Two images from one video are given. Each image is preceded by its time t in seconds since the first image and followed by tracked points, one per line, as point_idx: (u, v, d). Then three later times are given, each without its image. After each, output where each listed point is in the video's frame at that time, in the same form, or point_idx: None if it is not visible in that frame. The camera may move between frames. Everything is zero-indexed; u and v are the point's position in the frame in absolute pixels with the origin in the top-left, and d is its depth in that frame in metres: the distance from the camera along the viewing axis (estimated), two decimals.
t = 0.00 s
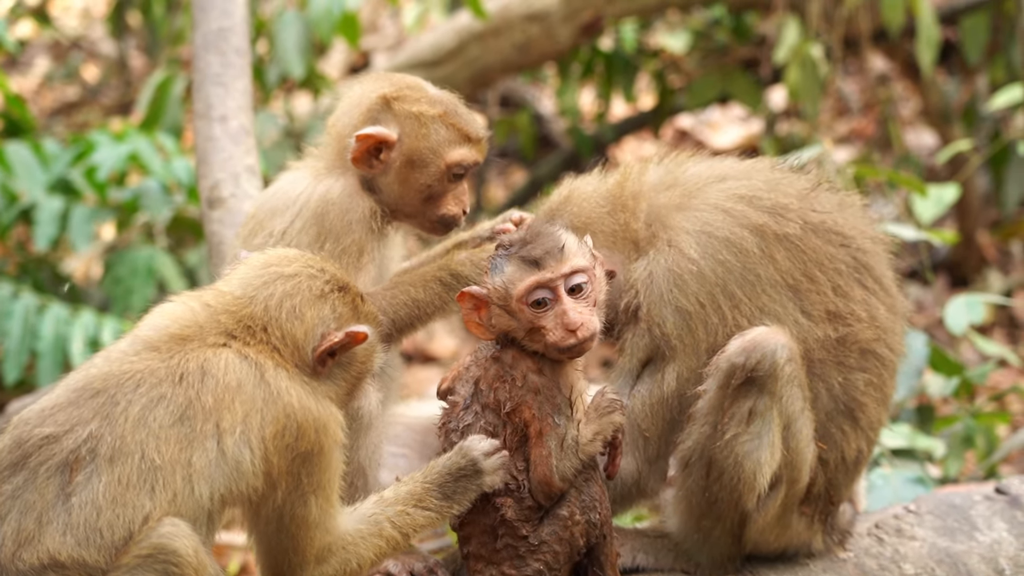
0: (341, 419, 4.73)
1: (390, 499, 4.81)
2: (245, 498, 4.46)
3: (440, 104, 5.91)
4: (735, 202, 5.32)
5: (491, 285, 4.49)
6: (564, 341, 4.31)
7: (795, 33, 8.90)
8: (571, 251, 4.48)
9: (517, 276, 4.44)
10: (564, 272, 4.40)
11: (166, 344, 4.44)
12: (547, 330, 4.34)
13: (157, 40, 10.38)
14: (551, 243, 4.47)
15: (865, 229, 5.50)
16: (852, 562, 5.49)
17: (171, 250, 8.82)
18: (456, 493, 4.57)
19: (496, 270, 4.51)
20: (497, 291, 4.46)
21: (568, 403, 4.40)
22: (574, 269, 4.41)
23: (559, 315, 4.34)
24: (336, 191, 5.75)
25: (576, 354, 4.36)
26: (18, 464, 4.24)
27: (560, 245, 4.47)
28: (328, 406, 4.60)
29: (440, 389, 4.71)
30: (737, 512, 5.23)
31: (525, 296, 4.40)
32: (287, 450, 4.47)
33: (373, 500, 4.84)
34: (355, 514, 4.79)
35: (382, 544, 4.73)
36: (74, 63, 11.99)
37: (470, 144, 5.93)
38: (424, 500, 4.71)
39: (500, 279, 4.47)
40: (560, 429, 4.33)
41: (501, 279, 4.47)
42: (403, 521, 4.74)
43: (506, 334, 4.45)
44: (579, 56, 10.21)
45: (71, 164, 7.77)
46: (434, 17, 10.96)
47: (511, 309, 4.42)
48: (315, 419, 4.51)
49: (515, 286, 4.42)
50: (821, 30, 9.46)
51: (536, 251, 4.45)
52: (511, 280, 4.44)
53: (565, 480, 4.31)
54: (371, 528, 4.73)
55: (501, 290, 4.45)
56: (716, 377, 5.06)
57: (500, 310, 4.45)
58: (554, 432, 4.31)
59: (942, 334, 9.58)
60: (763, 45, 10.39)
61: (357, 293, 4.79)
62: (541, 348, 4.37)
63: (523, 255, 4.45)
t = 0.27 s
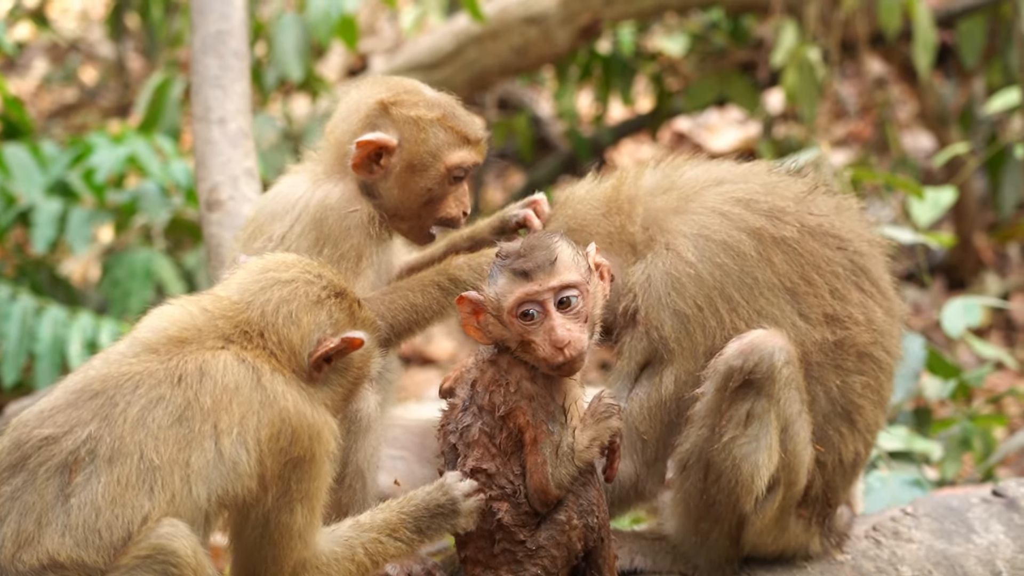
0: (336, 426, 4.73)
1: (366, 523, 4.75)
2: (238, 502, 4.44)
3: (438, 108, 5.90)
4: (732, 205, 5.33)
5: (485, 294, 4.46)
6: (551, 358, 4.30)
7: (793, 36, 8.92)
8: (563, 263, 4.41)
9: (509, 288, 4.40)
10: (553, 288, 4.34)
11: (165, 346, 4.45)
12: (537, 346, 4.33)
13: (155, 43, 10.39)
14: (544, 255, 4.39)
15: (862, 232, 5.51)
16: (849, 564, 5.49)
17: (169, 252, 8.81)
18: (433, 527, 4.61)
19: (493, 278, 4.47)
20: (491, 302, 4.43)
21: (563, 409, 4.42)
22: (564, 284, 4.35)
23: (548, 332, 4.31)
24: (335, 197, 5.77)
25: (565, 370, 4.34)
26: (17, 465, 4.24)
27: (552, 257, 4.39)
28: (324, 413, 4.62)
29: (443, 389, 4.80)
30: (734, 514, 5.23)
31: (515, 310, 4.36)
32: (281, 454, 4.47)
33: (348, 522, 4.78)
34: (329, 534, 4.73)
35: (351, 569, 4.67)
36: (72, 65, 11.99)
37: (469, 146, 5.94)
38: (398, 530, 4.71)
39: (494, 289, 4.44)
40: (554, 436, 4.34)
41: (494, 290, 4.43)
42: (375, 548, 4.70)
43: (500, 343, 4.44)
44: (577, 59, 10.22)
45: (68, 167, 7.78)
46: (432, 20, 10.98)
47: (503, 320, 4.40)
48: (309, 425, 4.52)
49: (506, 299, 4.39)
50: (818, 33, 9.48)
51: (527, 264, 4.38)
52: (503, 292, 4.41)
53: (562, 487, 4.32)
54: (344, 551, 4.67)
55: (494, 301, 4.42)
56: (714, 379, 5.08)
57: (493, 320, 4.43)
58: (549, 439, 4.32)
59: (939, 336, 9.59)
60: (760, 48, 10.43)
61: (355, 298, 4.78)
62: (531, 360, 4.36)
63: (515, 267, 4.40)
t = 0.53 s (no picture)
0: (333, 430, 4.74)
1: (382, 517, 4.76)
2: (238, 507, 4.44)
3: (436, 113, 5.90)
4: (729, 208, 5.32)
5: (488, 296, 4.49)
6: (549, 360, 4.31)
7: (790, 40, 8.93)
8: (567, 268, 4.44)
9: (512, 291, 4.42)
10: (556, 292, 4.36)
11: (165, 352, 4.46)
12: (536, 348, 4.34)
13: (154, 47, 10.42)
14: (548, 260, 4.42)
15: (859, 235, 5.51)
16: (846, 568, 5.49)
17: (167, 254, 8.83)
18: (450, 518, 4.55)
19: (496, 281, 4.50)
20: (493, 304, 4.46)
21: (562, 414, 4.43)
22: (566, 289, 4.37)
23: (547, 335, 4.32)
24: (331, 202, 5.77)
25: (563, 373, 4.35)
26: (17, 468, 4.24)
27: (557, 262, 4.42)
28: (322, 418, 4.62)
29: (445, 388, 4.84)
30: (731, 517, 5.25)
31: (517, 312, 4.38)
32: (279, 459, 4.46)
33: (363, 516, 4.80)
34: (342, 531, 4.76)
35: (365, 565, 4.69)
36: (69, 68, 12.02)
37: (467, 152, 5.94)
38: (415, 522, 4.69)
39: (497, 292, 4.46)
40: (554, 439, 4.34)
41: (497, 292, 4.46)
42: (389, 542, 4.71)
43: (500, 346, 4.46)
44: (574, 63, 10.23)
45: (66, 170, 7.81)
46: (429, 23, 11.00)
47: (504, 322, 4.42)
48: (307, 430, 4.52)
49: (508, 301, 4.41)
50: (816, 37, 9.49)
51: (531, 268, 4.41)
52: (506, 294, 4.43)
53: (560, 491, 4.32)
54: (356, 548, 4.69)
55: (497, 303, 4.45)
56: (711, 383, 5.07)
57: (494, 322, 4.45)
58: (549, 442, 4.33)
59: (936, 339, 9.59)
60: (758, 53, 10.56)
61: (354, 304, 4.76)
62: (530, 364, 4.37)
63: (518, 270, 4.42)
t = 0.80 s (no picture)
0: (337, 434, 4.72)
1: (418, 506, 4.70)
2: (241, 512, 4.49)
3: (435, 115, 5.90)
4: (726, 210, 5.31)
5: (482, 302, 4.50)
6: (541, 370, 4.33)
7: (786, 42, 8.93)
8: (562, 278, 4.47)
9: (506, 299, 4.45)
10: (550, 302, 4.40)
11: (166, 356, 4.47)
12: (528, 357, 4.37)
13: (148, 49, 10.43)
14: (543, 270, 4.45)
15: (856, 238, 5.50)
16: (843, 570, 5.48)
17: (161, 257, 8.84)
18: (487, 504, 4.41)
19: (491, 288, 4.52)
20: (487, 310, 4.47)
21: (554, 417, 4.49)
22: (559, 301, 4.42)
23: (541, 344, 4.36)
24: (328, 201, 5.77)
25: (555, 383, 4.39)
26: (16, 471, 4.26)
27: (552, 272, 4.45)
28: (325, 424, 4.60)
29: (440, 388, 4.79)
30: (728, 520, 5.26)
31: (511, 320, 4.41)
32: (283, 466, 4.48)
33: (400, 505, 4.78)
34: (378, 521, 4.78)
35: (405, 552, 4.71)
36: (63, 71, 12.03)
37: (465, 154, 5.93)
38: (453, 509, 4.52)
39: (491, 299, 4.48)
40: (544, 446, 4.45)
41: (491, 299, 4.48)
42: (428, 529, 4.62)
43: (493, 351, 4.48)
44: (569, 65, 10.22)
45: (60, 173, 7.83)
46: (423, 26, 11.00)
47: (497, 329, 4.44)
48: (310, 435, 4.52)
49: (502, 310, 4.44)
50: (812, 39, 9.49)
51: (526, 277, 4.43)
52: (500, 301, 4.45)
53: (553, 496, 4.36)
54: (394, 537, 4.72)
55: (490, 310, 4.47)
56: (708, 385, 5.05)
57: (487, 329, 4.46)
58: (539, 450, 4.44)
59: (933, 342, 9.59)
60: (753, 55, 10.64)
61: (355, 309, 4.70)
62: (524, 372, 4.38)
63: (513, 278, 4.45)
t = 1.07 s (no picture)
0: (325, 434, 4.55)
1: (429, 505, 4.52)
2: (224, 514, 4.33)
3: (404, 99, 5.72)
4: (719, 202, 5.14)
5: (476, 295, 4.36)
6: (537, 365, 4.20)
7: (781, 28, 8.76)
8: (558, 268, 4.32)
9: (500, 292, 4.30)
10: (545, 293, 4.26)
11: (146, 355, 4.30)
12: (523, 352, 4.22)
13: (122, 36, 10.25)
14: (537, 260, 4.30)
15: (854, 230, 5.33)
16: (841, 572, 5.31)
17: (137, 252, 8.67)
18: (503, 503, 4.27)
19: (484, 280, 4.37)
20: (481, 304, 4.33)
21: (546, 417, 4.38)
22: (556, 290, 4.27)
23: (536, 338, 4.22)
24: (306, 192, 5.61)
25: (552, 378, 4.25)
26: None
27: (546, 262, 4.30)
28: (311, 425, 4.43)
29: (429, 386, 4.63)
30: (723, 520, 5.09)
31: (505, 314, 4.27)
32: (268, 467, 4.31)
33: (409, 504, 4.59)
34: (383, 520, 4.60)
35: (413, 551, 4.51)
36: (34, 59, 11.84)
37: (438, 137, 5.74)
38: (466, 508, 4.36)
39: (485, 292, 4.34)
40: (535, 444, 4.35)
41: (485, 292, 4.33)
42: (439, 529, 4.44)
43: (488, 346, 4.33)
44: (559, 53, 10.05)
45: (32, 164, 7.75)
46: (407, 14, 10.83)
47: (492, 324, 4.30)
48: (296, 436, 4.34)
49: (496, 303, 4.29)
50: (808, 25, 9.33)
51: (519, 268, 4.29)
52: (494, 295, 4.31)
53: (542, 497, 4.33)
54: (401, 536, 4.52)
55: (484, 304, 4.32)
56: (701, 382, 4.88)
57: (482, 324, 4.32)
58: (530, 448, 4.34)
59: (933, 338, 9.44)
60: (747, 42, 10.35)
61: (341, 304, 4.54)
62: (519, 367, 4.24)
63: (506, 270, 4.30)
